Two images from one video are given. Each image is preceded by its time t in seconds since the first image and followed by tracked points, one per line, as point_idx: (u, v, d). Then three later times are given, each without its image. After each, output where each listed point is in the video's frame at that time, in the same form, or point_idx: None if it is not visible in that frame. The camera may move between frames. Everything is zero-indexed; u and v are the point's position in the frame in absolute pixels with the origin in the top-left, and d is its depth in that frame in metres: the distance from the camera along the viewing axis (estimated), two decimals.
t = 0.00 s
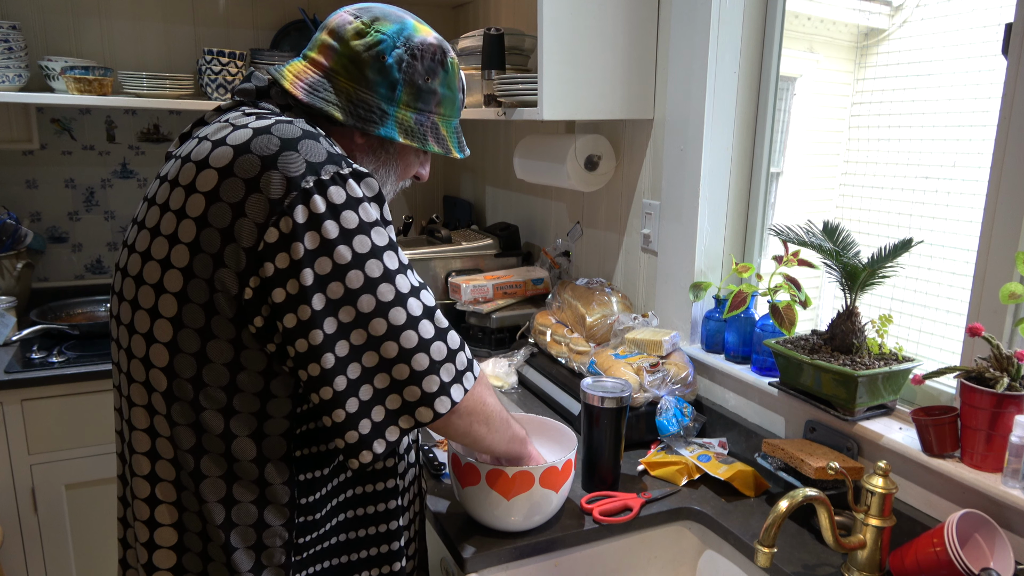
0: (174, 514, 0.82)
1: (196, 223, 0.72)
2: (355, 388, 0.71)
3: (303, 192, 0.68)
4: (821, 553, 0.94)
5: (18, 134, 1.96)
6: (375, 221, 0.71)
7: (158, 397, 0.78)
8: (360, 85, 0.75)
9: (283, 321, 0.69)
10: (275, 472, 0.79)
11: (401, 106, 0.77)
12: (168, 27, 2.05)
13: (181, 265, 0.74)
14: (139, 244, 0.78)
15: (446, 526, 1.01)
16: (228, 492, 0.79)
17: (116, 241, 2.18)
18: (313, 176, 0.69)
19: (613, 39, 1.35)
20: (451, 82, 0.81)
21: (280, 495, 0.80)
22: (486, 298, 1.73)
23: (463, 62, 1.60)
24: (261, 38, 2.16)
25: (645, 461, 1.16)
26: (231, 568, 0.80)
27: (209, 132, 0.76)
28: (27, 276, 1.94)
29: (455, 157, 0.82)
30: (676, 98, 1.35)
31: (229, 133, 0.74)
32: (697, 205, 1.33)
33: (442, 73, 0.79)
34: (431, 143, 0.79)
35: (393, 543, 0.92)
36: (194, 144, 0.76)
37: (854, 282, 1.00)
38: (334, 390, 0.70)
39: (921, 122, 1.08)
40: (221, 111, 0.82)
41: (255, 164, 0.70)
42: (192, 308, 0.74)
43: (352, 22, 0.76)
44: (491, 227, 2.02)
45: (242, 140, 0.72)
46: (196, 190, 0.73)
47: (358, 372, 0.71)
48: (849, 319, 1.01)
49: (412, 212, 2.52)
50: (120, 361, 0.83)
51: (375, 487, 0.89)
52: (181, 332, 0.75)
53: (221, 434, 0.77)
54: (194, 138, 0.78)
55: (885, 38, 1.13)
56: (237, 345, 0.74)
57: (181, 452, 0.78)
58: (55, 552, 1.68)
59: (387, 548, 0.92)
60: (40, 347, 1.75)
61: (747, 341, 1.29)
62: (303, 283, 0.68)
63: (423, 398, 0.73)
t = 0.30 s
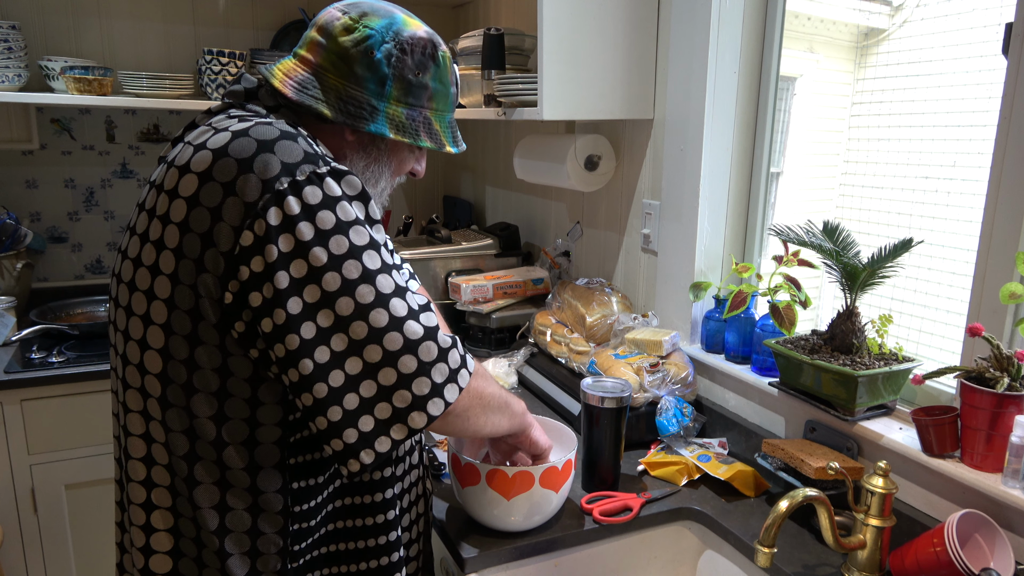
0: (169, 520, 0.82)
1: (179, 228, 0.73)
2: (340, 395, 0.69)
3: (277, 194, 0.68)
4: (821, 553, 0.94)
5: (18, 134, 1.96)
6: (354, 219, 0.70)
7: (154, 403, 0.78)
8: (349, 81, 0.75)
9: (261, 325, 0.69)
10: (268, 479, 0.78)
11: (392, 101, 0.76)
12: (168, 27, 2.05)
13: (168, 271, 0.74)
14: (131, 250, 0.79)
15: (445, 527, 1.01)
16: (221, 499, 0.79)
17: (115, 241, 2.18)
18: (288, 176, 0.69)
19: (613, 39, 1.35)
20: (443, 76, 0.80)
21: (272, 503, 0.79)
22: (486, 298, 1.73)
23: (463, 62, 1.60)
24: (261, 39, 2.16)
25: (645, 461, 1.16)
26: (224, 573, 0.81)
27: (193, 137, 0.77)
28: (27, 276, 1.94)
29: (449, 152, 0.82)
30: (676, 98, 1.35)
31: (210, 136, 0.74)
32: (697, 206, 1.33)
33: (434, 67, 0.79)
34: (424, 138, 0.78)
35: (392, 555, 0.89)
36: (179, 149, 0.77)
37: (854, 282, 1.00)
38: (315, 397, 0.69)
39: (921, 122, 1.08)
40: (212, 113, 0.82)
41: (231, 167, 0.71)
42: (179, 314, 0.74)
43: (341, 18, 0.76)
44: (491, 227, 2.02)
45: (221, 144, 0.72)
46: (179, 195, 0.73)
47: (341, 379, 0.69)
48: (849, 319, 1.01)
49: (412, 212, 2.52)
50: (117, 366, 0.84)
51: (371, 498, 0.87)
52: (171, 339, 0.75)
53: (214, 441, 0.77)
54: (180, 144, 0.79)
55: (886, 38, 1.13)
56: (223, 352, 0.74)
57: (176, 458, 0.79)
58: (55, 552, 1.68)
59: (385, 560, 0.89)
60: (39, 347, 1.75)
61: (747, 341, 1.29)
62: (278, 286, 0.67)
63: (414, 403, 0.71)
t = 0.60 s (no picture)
0: (164, 518, 0.83)
1: (178, 225, 0.73)
2: (340, 392, 0.70)
3: (283, 189, 0.69)
4: (821, 553, 0.94)
5: (18, 134, 1.96)
6: (361, 214, 0.71)
7: (148, 399, 0.78)
8: (348, 81, 0.75)
9: (272, 319, 0.69)
10: (261, 474, 0.78)
11: (390, 102, 0.76)
12: (167, 27, 2.05)
13: (166, 267, 0.74)
14: (130, 248, 0.79)
15: (445, 527, 1.01)
16: (215, 496, 0.79)
17: (115, 241, 2.18)
18: (293, 173, 0.69)
19: (613, 39, 1.35)
20: (443, 78, 0.80)
21: (266, 500, 0.79)
22: (486, 298, 1.73)
23: (463, 62, 1.60)
24: (261, 39, 2.16)
25: (645, 461, 1.16)
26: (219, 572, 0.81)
27: (192, 136, 0.77)
28: (27, 276, 1.94)
29: (449, 153, 0.81)
30: (676, 98, 1.35)
31: (210, 135, 0.74)
32: (697, 205, 1.33)
33: (433, 69, 0.79)
34: (423, 139, 0.78)
35: (387, 552, 0.90)
36: (178, 148, 0.77)
37: (854, 282, 1.00)
38: (332, 381, 0.70)
39: (921, 122, 1.08)
40: (211, 115, 0.81)
41: (232, 165, 0.70)
42: (177, 310, 0.74)
43: (340, 19, 0.76)
44: (491, 227, 2.02)
45: (221, 141, 0.72)
46: (179, 193, 0.73)
47: (358, 364, 0.70)
48: (849, 319, 1.01)
49: (412, 212, 2.52)
50: (116, 363, 0.84)
51: (364, 494, 0.87)
52: (167, 333, 0.75)
53: (207, 436, 0.77)
54: (179, 143, 0.79)
55: (886, 38, 1.13)
56: (221, 347, 0.74)
57: (169, 453, 0.79)
58: (55, 552, 1.68)
59: (381, 557, 0.89)
60: (40, 347, 1.75)
61: (747, 341, 1.29)
62: (292, 278, 0.68)
63: (426, 385, 0.72)
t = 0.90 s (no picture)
0: (165, 514, 0.83)
1: (183, 222, 0.73)
2: (337, 390, 0.71)
3: (291, 192, 0.68)
4: (821, 553, 0.94)
5: (18, 134, 1.96)
6: (366, 217, 0.72)
7: (148, 395, 0.78)
8: (353, 84, 0.75)
9: (275, 318, 0.68)
10: (263, 467, 0.78)
11: (395, 105, 0.76)
12: (167, 27, 2.05)
13: (169, 264, 0.74)
14: (132, 245, 0.79)
15: (445, 527, 1.01)
16: (216, 490, 0.79)
17: (115, 240, 2.18)
18: (301, 175, 0.69)
19: (613, 39, 1.35)
20: (448, 82, 0.80)
21: (267, 492, 0.79)
22: (486, 298, 1.73)
23: (463, 63, 1.60)
24: (261, 39, 2.16)
25: (645, 461, 1.16)
26: (219, 567, 0.81)
27: (199, 134, 0.77)
28: (27, 276, 1.94)
29: (452, 157, 0.81)
30: (676, 98, 1.35)
31: (217, 134, 0.74)
32: (697, 205, 1.33)
33: (438, 73, 0.79)
34: (426, 143, 0.78)
35: (389, 544, 0.89)
36: (184, 146, 0.77)
37: (854, 282, 1.00)
38: (331, 379, 0.71)
39: (921, 122, 1.08)
40: (216, 114, 0.81)
41: (240, 165, 0.70)
42: (179, 306, 0.74)
43: (347, 21, 0.76)
44: (491, 227, 2.02)
45: (228, 141, 0.72)
46: (184, 190, 0.73)
47: (357, 363, 0.71)
48: (849, 319, 1.01)
49: (412, 212, 2.52)
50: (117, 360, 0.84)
51: (371, 484, 0.87)
52: (168, 330, 0.75)
53: (207, 431, 0.77)
54: (186, 140, 0.79)
55: (885, 38, 1.13)
56: (224, 342, 0.74)
57: (169, 448, 0.79)
58: (55, 553, 1.68)
59: (383, 548, 0.89)
60: (40, 347, 1.75)
61: (747, 341, 1.29)
62: (297, 279, 0.68)
63: (423, 386, 0.72)
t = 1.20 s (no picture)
0: (164, 515, 0.83)
1: (179, 224, 0.73)
2: (333, 397, 0.70)
3: (288, 196, 0.68)
4: (821, 553, 0.94)
5: (18, 134, 1.96)
6: (362, 222, 0.72)
7: (145, 396, 0.79)
8: (351, 85, 0.75)
9: (269, 323, 0.69)
10: (259, 469, 0.78)
11: (393, 105, 0.76)
12: (167, 27, 2.05)
13: (165, 266, 0.74)
14: (129, 246, 0.79)
15: (445, 527, 1.01)
16: (212, 493, 0.79)
17: (115, 240, 2.18)
18: (297, 179, 0.69)
19: (613, 39, 1.35)
20: (445, 82, 0.80)
21: (265, 495, 0.79)
22: (486, 298, 1.73)
23: (463, 63, 1.60)
24: (261, 39, 2.16)
25: (645, 461, 1.16)
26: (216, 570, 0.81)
27: (197, 135, 0.77)
28: (27, 276, 1.94)
29: (451, 158, 0.81)
30: (676, 99, 1.35)
31: (214, 136, 0.74)
32: (697, 205, 1.33)
33: (436, 73, 0.79)
34: (424, 143, 0.78)
35: (391, 542, 0.91)
36: (182, 148, 0.77)
37: (854, 282, 1.00)
38: (325, 387, 0.70)
39: (921, 122, 1.08)
40: (215, 115, 0.81)
41: (237, 168, 0.70)
42: (175, 308, 0.74)
43: (344, 22, 0.76)
44: (491, 227, 2.02)
45: (225, 144, 0.72)
46: (181, 192, 0.73)
47: (351, 370, 0.70)
48: (849, 319, 1.01)
49: (412, 212, 2.52)
50: (115, 361, 0.84)
51: (375, 484, 0.89)
52: (164, 332, 0.75)
53: (203, 433, 0.77)
54: (184, 142, 0.79)
55: (885, 38, 1.13)
56: (219, 345, 0.74)
57: (166, 451, 0.79)
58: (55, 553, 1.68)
59: (385, 546, 0.90)
60: (40, 347, 1.75)
61: (747, 341, 1.29)
62: (292, 283, 0.68)
63: (415, 392, 0.72)
